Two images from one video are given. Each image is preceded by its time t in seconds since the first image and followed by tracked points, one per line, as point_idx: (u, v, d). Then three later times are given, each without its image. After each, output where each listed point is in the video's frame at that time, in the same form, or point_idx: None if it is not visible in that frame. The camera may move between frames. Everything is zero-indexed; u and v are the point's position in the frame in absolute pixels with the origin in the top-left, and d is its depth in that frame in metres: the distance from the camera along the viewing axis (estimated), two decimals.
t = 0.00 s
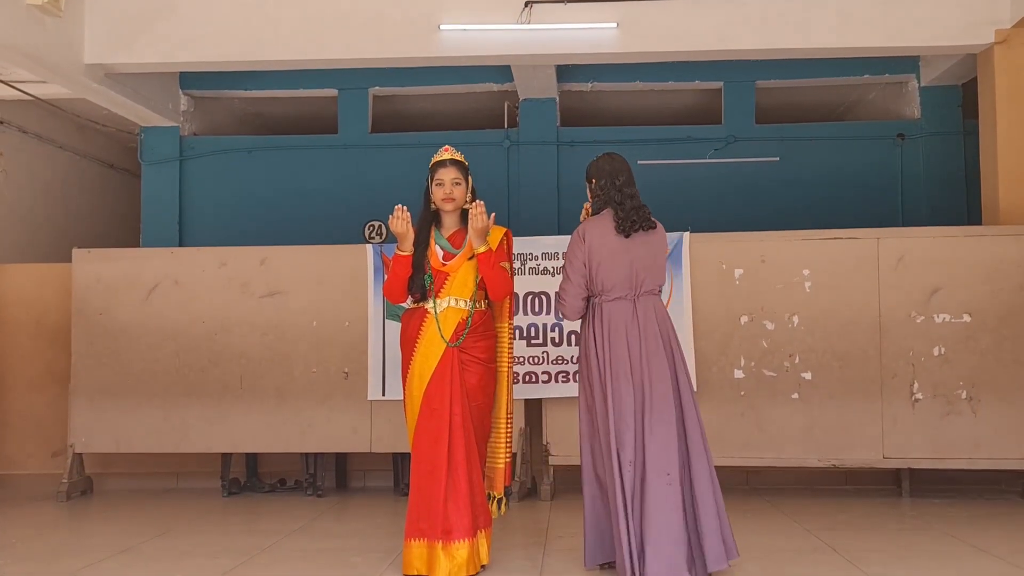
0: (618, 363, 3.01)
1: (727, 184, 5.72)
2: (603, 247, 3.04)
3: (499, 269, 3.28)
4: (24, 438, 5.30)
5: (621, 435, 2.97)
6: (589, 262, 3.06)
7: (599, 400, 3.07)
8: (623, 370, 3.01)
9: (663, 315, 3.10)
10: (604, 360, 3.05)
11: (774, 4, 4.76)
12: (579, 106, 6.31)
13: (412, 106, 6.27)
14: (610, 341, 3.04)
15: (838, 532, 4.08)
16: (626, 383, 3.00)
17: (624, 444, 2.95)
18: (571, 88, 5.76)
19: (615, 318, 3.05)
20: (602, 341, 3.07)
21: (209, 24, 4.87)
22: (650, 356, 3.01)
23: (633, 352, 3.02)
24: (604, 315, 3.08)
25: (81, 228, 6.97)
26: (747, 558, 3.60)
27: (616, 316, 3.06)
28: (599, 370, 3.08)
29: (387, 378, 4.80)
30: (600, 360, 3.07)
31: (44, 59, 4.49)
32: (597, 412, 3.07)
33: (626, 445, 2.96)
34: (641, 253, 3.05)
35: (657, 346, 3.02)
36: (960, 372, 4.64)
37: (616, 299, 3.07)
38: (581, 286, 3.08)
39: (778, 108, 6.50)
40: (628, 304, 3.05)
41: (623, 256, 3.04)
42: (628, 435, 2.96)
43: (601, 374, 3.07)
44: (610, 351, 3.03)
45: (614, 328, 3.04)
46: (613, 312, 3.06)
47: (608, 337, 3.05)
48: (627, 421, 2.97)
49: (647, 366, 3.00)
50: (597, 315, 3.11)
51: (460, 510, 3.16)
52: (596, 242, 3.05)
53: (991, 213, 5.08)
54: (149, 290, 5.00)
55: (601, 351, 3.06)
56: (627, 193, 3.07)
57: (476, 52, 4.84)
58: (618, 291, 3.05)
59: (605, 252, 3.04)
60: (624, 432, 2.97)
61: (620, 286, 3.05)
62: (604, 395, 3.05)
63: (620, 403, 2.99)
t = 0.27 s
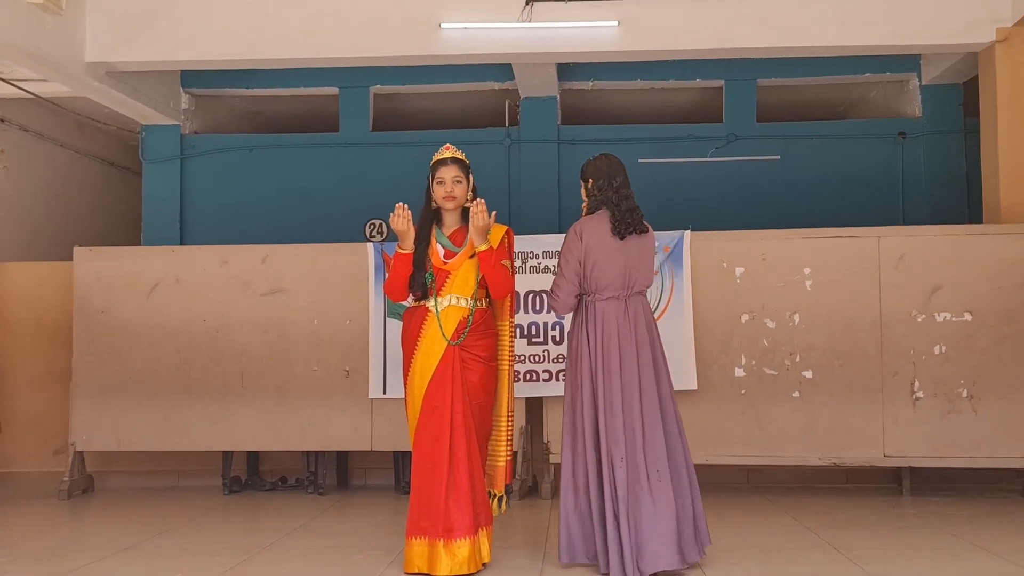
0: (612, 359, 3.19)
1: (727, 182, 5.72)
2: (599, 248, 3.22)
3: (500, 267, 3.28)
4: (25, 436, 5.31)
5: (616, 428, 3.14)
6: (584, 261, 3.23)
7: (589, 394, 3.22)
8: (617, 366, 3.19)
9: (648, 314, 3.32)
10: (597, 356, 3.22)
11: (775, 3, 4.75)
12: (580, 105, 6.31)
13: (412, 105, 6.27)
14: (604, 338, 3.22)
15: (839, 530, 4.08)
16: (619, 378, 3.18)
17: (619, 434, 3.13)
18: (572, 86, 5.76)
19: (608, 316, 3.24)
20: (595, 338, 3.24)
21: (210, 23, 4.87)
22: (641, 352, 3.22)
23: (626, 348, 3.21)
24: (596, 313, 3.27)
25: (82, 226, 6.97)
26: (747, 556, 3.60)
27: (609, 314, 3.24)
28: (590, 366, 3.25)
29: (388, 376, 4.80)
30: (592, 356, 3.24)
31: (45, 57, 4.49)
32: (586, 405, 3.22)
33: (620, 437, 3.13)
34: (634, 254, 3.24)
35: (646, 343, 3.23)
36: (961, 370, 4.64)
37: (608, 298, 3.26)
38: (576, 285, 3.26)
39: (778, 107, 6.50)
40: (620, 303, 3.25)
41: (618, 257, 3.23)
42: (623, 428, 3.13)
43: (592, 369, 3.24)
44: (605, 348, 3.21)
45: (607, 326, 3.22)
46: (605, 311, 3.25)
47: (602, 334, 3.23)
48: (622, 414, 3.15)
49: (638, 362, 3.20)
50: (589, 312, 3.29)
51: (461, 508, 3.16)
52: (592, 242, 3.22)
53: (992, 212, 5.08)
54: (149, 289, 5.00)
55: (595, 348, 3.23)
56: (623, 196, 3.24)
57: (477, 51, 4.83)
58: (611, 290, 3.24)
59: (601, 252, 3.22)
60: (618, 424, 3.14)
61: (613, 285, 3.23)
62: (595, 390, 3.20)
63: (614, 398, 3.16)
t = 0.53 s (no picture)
0: (607, 365, 3.29)
1: (727, 181, 5.72)
2: (597, 255, 3.32)
3: (500, 265, 3.28)
4: (26, 434, 5.31)
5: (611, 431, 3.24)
6: (582, 267, 3.32)
7: (581, 398, 3.29)
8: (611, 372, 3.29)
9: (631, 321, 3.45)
10: (591, 361, 3.30)
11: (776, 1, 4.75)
12: (580, 103, 6.30)
13: (413, 103, 6.27)
14: (598, 344, 3.31)
15: (839, 529, 4.08)
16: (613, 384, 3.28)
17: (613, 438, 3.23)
18: (572, 84, 5.76)
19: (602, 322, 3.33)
20: (590, 343, 3.31)
21: (210, 21, 4.87)
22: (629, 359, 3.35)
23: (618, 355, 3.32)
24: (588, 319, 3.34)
25: (82, 224, 6.96)
26: (747, 555, 3.60)
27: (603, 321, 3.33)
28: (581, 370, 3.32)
29: (388, 374, 4.80)
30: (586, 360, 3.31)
31: (45, 55, 4.49)
32: (578, 409, 3.29)
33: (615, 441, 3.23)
34: (627, 263, 3.37)
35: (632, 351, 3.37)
36: (961, 369, 4.64)
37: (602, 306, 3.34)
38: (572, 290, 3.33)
39: (779, 105, 6.50)
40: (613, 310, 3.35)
41: (614, 266, 3.34)
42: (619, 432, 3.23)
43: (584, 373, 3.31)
44: (598, 353, 3.30)
45: (602, 332, 3.32)
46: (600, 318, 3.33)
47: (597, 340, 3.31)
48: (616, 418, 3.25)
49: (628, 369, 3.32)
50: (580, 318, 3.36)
51: (462, 507, 3.16)
52: (591, 250, 3.31)
53: (992, 210, 5.07)
54: (150, 287, 5.00)
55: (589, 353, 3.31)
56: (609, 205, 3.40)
57: (477, 49, 4.83)
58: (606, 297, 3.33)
59: (600, 260, 3.32)
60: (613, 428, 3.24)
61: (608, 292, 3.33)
62: (589, 394, 3.28)
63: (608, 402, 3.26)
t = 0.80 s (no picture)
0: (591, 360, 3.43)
1: (728, 179, 5.72)
2: (581, 254, 3.44)
3: (500, 263, 3.28)
4: (26, 432, 5.31)
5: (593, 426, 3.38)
6: (566, 265, 3.43)
7: (564, 394, 3.40)
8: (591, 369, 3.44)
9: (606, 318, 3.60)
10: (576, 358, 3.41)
11: None
12: (581, 101, 6.30)
13: (413, 100, 6.27)
14: (580, 342, 3.44)
15: (839, 526, 4.08)
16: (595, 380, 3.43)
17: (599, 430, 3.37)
18: (573, 82, 5.76)
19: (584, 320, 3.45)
20: (573, 341, 3.43)
21: (210, 18, 4.87)
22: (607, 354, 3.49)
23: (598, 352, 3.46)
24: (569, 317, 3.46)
25: (82, 222, 6.96)
26: (747, 552, 3.61)
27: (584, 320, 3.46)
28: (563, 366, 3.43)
29: (388, 372, 4.80)
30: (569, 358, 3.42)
31: (45, 53, 4.49)
32: (563, 404, 3.40)
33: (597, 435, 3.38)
34: (605, 262, 3.53)
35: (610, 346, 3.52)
36: (961, 367, 4.64)
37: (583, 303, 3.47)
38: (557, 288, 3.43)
39: (780, 103, 6.49)
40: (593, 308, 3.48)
41: (594, 265, 3.48)
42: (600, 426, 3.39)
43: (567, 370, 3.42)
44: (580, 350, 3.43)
45: (584, 330, 3.45)
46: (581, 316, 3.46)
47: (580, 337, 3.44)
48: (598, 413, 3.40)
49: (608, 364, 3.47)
50: (561, 316, 3.47)
51: (462, 504, 3.16)
52: (576, 248, 3.44)
53: (993, 208, 5.07)
54: (150, 285, 5.00)
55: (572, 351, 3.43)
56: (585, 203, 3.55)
57: (478, 47, 4.83)
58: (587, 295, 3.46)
59: (584, 259, 3.45)
60: (594, 422, 3.39)
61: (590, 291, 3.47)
62: (571, 390, 3.40)
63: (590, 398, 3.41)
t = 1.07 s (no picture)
0: (578, 354, 3.55)
1: (729, 177, 5.71)
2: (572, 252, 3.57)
3: (501, 261, 3.28)
4: (27, 429, 5.31)
5: (580, 418, 3.50)
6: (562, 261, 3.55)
7: (549, 389, 3.51)
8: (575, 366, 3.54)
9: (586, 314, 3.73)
10: (565, 351, 3.52)
11: None
12: (582, 98, 6.30)
13: (414, 98, 6.27)
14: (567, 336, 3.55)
15: (840, 524, 4.08)
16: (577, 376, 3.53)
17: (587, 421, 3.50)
18: (574, 80, 5.76)
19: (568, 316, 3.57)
20: (561, 335, 3.53)
21: (212, 16, 4.87)
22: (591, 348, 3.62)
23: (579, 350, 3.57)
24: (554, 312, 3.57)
25: (84, 219, 6.96)
26: (748, 549, 3.61)
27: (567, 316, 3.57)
28: (547, 361, 3.54)
29: (389, 370, 4.80)
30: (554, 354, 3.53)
31: (46, 50, 4.49)
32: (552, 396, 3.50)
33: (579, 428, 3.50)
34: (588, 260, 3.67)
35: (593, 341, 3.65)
36: (963, 364, 4.64)
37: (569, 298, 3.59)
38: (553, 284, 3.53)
39: (781, 100, 6.49)
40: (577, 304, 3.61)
41: (582, 262, 3.61)
42: (582, 420, 3.49)
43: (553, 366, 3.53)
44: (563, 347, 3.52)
45: (568, 327, 3.55)
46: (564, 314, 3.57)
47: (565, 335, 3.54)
48: (579, 408, 3.51)
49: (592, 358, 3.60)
50: (549, 311, 3.57)
51: (462, 502, 3.16)
52: (568, 242, 3.56)
53: (995, 206, 5.07)
54: (151, 282, 5.00)
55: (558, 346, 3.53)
56: (567, 198, 3.68)
57: (479, 44, 4.83)
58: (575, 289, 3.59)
59: (575, 254, 3.58)
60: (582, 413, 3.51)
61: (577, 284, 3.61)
62: (560, 383, 3.50)
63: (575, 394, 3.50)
